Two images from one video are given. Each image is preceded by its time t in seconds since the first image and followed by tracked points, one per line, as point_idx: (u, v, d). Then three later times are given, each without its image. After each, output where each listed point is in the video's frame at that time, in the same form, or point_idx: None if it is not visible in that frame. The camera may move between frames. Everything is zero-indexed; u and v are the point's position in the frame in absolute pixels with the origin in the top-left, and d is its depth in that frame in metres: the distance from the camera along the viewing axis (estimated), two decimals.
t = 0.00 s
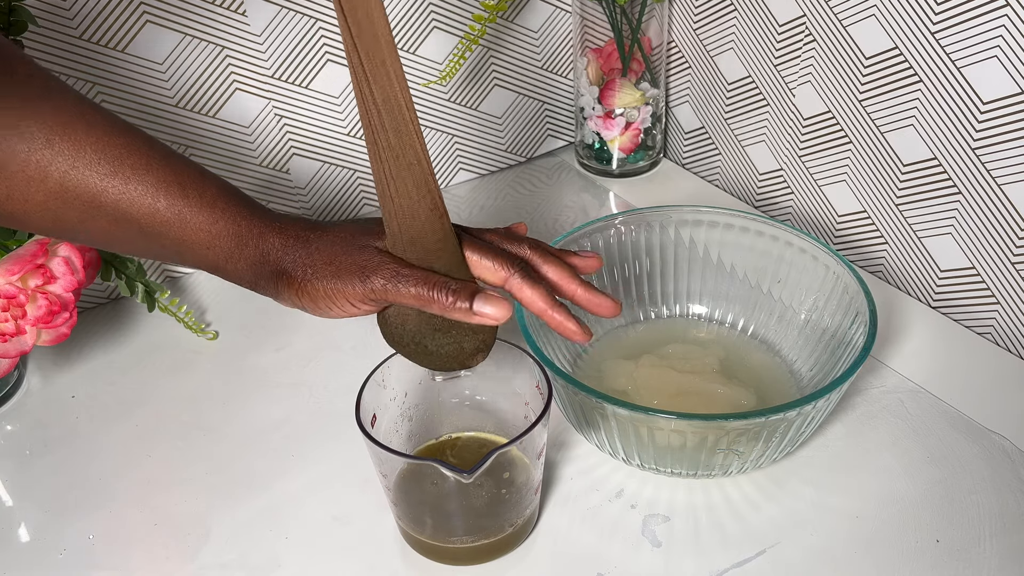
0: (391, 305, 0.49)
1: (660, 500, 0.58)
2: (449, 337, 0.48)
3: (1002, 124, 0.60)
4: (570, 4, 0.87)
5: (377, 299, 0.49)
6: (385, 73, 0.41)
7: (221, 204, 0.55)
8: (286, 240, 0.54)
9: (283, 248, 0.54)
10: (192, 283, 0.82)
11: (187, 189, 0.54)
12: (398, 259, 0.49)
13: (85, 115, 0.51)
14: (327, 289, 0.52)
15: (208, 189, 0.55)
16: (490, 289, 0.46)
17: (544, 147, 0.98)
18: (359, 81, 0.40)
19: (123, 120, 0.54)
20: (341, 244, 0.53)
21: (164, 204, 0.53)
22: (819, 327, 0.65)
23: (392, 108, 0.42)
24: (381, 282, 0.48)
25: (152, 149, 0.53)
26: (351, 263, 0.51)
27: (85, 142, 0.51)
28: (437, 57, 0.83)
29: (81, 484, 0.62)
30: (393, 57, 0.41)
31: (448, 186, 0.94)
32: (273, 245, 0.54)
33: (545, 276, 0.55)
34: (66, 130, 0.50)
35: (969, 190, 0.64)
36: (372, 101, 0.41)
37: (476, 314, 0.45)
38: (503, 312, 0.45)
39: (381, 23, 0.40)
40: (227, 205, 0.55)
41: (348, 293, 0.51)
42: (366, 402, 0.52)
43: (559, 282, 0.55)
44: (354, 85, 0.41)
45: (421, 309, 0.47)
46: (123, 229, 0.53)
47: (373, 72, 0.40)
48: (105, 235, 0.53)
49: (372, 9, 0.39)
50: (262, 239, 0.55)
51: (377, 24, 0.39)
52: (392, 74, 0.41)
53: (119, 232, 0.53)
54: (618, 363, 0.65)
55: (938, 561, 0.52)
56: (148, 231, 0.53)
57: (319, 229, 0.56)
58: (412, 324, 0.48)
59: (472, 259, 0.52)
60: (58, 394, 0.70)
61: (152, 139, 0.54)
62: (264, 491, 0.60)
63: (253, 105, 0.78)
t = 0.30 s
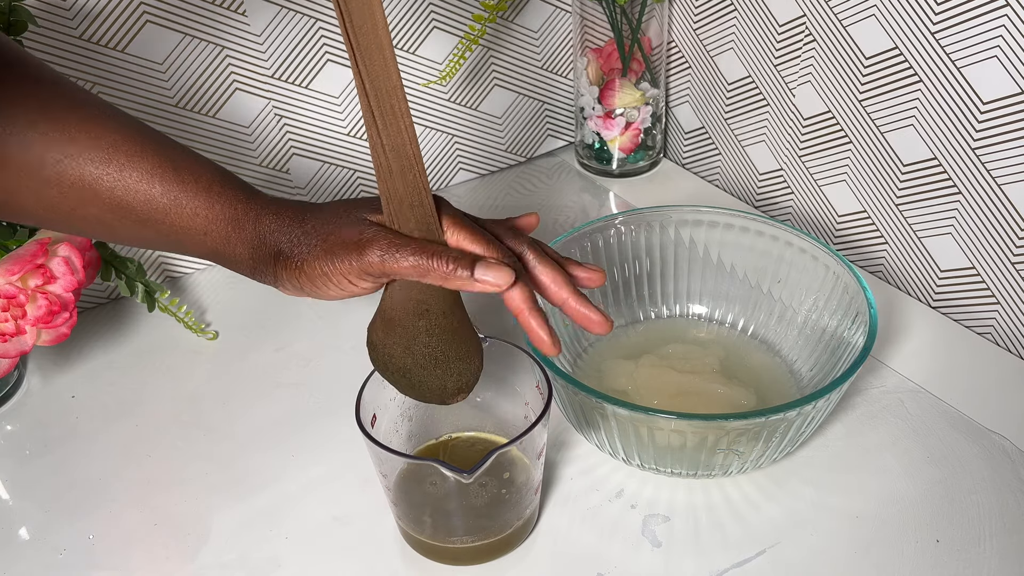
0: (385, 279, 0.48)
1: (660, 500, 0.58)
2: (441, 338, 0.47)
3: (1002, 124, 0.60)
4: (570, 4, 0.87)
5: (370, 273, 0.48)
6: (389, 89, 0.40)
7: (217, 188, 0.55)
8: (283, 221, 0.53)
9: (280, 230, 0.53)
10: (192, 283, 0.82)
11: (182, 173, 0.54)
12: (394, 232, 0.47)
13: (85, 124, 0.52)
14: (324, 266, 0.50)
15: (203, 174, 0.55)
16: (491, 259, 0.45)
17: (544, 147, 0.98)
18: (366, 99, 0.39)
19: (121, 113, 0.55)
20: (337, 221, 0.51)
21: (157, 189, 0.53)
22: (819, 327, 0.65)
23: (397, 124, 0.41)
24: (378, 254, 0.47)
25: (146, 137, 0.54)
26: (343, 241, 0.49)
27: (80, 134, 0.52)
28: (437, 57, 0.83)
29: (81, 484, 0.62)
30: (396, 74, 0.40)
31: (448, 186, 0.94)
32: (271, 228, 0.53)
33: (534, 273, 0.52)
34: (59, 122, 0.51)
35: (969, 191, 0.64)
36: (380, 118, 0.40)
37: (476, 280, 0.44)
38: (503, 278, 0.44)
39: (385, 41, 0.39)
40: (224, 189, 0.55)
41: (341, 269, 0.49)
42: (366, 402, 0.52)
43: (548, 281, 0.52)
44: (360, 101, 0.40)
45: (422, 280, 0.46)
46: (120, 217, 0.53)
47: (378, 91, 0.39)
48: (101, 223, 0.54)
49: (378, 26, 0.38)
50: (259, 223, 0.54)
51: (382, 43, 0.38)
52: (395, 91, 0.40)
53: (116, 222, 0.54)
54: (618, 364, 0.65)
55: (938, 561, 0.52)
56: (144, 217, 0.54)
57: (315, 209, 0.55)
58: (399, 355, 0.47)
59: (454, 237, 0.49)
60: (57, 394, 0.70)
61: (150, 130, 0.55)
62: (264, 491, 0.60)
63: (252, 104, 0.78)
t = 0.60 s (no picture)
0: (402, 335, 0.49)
1: (660, 500, 0.58)
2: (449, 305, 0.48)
3: (1002, 124, 0.60)
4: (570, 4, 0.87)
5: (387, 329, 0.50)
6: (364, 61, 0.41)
7: (223, 227, 0.54)
8: (294, 264, 0.54)
9: (291, 274, 0.53)
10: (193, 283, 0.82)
11: (190, 212, 0.53)
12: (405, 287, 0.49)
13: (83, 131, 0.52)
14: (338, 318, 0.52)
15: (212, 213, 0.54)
16: (496, 310, 0.46)
17: (544, 147, 0.98)
18: (341, 71, 0.41)
19: (130, 143, 0.54)
20: (350, 271, 0.52)
21: (164, 227, 0.53)
22: (819, 327, 0.65)
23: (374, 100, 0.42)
24: (392, 312, 0.49)
25: (154, 171, 0.53)
26: (359, 293, 0.51)
27: (89, 165, 0.51)
28: (437, 57, 0.83)
29: (81, 484, 0.62)
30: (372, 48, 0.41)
31: (448, 186, 0.94)
32: (280, 271, 0.53)
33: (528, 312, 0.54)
34: (66, 151, 0.50)
35: (969, 190, 0.64)
36: (354, 91, 0.41)
37: (484, 334, 0.46)
38: (511, 330, 0.46)
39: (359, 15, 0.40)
40: (230, 228, 0.54)
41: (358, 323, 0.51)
42: (366, 402, 0.52)
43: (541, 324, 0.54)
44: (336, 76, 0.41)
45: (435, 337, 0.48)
46: (124, 250, 0.53)
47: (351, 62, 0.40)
48: (104, 255, 0.53)
49: None
50: (267, 263, 0.54)
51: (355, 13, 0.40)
52: (372, 66, 0.41)
53: (121, 254, 0.53)
54: (618, 363, 0.65)
55: (938, 561, 0.52)
56: (150, 252, 0.53)
57: (324, 250, 0.55)
58: (405, 339, 0.49)
59: (465, 280, 0.52)
60: (57, 394, 0.70)
61: (158, 162, 0.54)
62: (263, 491, 0.60)
63: (252, 104, 0.78)
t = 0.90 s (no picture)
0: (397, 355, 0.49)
1: (660, 501, 0.58)
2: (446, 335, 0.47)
3: (1002, 123, 0.60)
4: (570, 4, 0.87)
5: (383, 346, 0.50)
6: (371, 83, 0.37)
7: (228, 231, 0.54)
8: (299, 271, 0.53)
9: (296, 280, 0.53)
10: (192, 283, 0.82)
11: (195, 216, 0.52)
12: (405, 307, 0.47)
13: (87, 137, 0.50)
14: (340, 327, 0.52)
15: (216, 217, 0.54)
16: (485, 361, 0.46)
17: (544, 147, 0.98)
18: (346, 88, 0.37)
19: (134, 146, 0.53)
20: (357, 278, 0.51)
21: (170, 230, 0.52)
22: (819, 328, 0.65)
23: (380, 122, 0.38)
24: (388, 336, 0.48)
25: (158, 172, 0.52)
26: (363, 307, 0.50)
27: (94, 168, 0.50)
28: (437, 57, 0.83)
29: (81, 484, 0.62)
30: (382, 71, 0.37)
31: (448, 186, 0.94)
32: (285, 277, 0.53)
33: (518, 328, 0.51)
34: (73, 155, 0.49)
35: (969, 190, 0.64)
36: (359, 111, 0.38)
37: (470, 383, 0.45)
38: (497, 388, 0.45)
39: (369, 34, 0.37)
40: (235, 233, 0.54)
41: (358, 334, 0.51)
42: (366, 402, 0.52)
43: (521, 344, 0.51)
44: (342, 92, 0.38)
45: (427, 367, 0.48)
46: (128, 253, 0.52)
47: (358, 83, 0.37)
48: (108, 256, 0.53)
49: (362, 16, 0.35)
50: (272, 269, 0.54)
51: (365, 35, 0.36)
52: (381, 86, 0.38)
53: (126, 256, 0.52)
54: (618, 364, 0.65)
55: (938, 561, 0.52)
56: (155, 256, 0.52)
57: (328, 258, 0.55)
58: (403, 360, 0.49)
59: (465, 285, 0.50)
60: (57, 394, 0.70)
61: (161, 164, 0.54)
62: (264, 491, 0.60)
63: (252, 104, 0.78)
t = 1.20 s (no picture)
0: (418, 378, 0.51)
1: (660, 501, 0.58)
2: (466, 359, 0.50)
3: (1002, 123, 0.60)
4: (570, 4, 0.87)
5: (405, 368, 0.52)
6: (385, 105, 0.38)
7: (257, 234, 0.50)
8: (332, 282, 0.52)
9: (328, 290, 0.52)
10: (192, 282, 0.82)
11: (224, 217, 0.49)
12: (435, 332, 0.50)
13: (116, 132, 0.46)
14: (370, 338, 0.52)
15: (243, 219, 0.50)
16: (501, 405, 0.48)
17: (544, 147, 0.98)
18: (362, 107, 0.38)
19: (160, 142, 0.49)
20: (396, 296, 0.51)
21: (199, 232, 0.48)
22: (819, 328, 0.66)
23: (392, 140, 0.39)
24: (414, 362, 0.50)
25: (187, 171, 0.49)
26: (396, 326, 0.51)
27: (122, 165, 0.46)
28: (437, 57, 0.83)
29: (81, 484, 0.62)
30: (395, 93, 0.38)
31: (448, 186, 0.94)
32: (317, 287, 0.52)
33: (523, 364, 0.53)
34: (101, 153, 0.45)
35: (969, 190, 0.64)
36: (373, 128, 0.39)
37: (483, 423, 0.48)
38: (508, 432, 0.48)
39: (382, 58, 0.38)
40: (265, 237, 0.51)
41: (381, 353, 0.52)
42: (366, 401, 0.52)
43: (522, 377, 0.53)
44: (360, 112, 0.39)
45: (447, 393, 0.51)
46: (153, 254, 0.48)
47: (371, 105, 0.38)
48: (131, 256, 0.49)
49: (375, 39, 0.36)
50: (302, 277, 0.51)
51: (377, 58, 0.37)
52: (393, 110, 0.39)
53: (151, 255, 0.49)
54: (618, 364, 0.65)
55: (938, 561, 0.52)
56: (181, 257, 0.49)
57: (359, 270, 0.53)
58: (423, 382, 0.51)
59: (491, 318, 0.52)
60: (57, 394, 0.70)
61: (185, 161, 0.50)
62: (264, 492, 0.60)
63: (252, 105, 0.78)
